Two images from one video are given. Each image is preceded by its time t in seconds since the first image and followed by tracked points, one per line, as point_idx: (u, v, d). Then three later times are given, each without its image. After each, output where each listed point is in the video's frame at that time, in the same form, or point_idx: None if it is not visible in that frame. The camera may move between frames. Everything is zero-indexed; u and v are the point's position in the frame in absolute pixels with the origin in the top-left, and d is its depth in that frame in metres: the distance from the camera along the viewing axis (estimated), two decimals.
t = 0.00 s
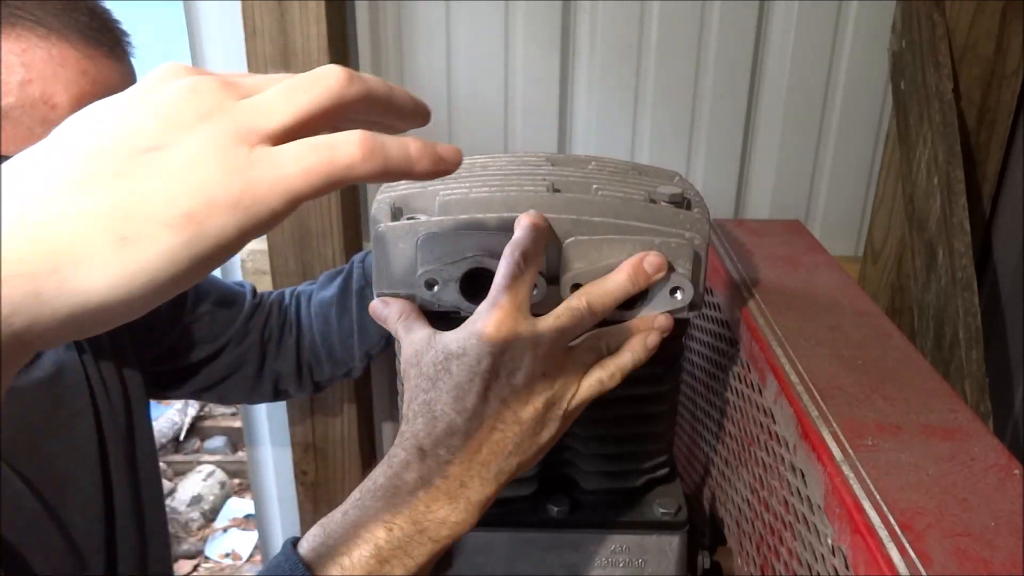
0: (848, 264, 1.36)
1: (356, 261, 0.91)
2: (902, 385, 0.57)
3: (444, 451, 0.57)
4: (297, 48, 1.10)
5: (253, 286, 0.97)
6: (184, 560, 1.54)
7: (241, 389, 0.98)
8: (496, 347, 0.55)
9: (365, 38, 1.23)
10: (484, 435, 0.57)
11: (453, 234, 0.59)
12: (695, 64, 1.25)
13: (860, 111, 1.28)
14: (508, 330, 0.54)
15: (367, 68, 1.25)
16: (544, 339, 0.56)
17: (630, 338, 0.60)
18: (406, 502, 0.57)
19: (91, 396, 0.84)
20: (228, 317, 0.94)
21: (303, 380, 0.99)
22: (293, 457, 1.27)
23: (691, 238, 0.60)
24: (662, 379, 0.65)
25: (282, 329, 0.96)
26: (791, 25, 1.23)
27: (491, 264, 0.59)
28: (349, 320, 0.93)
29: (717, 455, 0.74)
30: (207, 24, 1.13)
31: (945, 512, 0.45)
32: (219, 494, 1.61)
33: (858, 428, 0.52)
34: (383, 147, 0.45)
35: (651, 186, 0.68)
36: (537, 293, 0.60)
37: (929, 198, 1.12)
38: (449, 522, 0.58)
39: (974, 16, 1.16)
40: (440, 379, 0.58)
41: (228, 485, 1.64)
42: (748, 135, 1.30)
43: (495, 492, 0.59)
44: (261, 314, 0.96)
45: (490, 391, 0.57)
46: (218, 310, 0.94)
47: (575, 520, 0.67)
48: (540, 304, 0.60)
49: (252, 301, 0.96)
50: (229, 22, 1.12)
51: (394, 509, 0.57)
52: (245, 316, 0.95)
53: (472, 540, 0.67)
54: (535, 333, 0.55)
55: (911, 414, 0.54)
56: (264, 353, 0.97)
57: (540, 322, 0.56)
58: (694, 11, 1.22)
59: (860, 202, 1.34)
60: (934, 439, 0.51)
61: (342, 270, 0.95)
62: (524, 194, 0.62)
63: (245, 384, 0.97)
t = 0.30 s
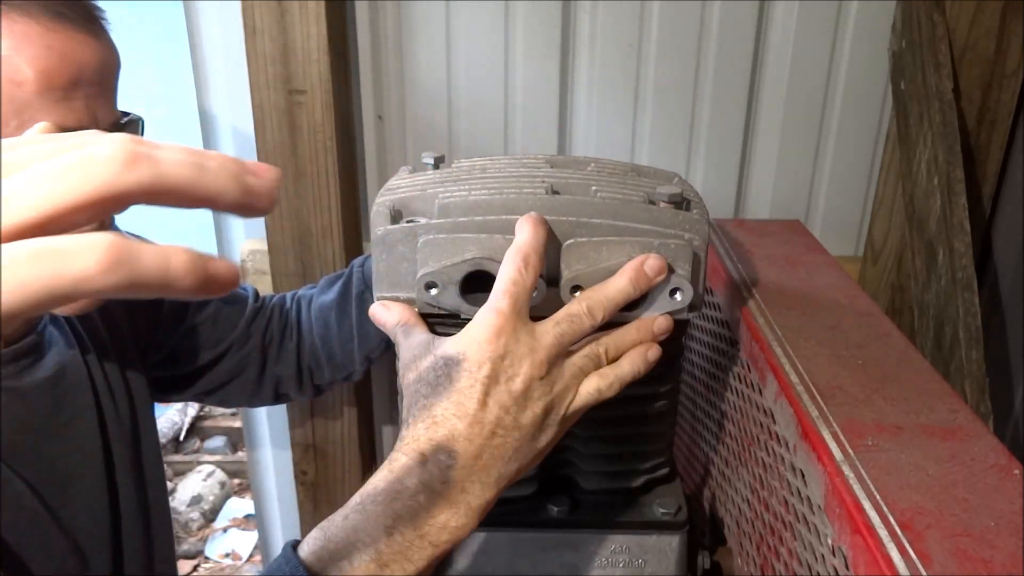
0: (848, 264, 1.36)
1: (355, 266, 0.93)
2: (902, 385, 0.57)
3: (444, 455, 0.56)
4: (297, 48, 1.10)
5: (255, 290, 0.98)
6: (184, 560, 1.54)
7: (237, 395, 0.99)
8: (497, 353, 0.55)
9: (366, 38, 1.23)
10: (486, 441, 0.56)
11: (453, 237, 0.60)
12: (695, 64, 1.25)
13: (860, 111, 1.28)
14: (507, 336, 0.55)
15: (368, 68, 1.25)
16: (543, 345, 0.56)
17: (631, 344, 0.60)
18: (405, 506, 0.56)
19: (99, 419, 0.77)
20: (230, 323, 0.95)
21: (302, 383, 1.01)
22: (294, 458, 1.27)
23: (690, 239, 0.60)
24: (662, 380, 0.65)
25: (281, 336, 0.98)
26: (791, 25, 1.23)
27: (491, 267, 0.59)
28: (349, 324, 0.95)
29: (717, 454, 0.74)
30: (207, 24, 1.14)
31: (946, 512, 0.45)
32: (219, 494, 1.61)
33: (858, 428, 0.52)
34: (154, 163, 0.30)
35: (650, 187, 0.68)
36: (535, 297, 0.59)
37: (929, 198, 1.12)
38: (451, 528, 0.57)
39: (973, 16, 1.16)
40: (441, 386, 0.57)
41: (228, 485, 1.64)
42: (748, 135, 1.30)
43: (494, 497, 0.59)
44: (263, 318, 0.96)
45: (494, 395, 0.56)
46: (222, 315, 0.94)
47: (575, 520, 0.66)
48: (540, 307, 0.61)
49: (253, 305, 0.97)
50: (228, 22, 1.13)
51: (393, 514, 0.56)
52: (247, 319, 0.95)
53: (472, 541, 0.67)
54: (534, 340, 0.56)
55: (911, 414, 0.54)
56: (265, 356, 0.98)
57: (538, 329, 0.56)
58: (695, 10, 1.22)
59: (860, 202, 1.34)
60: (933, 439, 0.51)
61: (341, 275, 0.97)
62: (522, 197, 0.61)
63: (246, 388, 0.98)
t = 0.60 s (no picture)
0: (849, 264, 1.36)
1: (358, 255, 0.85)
2: (901, 385, 0.57)
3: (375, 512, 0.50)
4: (297, 49, 1.10)
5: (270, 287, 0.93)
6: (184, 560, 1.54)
7: (259, 389, 0.93)
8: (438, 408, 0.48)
9: (365, 39, 1.23)
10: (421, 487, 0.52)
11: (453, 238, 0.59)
12: (696, 63, 1.25)
13: (860, 110, 1.28)
14: (452, 386, 0.48)
15: (367, 68, 1.25)
16: (490, 384, 0.50)
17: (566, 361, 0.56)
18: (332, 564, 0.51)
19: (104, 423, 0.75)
20: (244, 319, 0.90)
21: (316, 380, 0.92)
22: (293, 458, 1.27)
23: (690, 239, 0.60)
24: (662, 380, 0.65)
25: (293, 333, 0.91)
26: (791, 25, 1.23)
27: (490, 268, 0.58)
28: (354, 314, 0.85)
29: (717, 455, 0.74)
30: (207, 25, 1.13)
31: (946, 512, 0.45)
32: (219, 494, 1.61)
33: (858, 428, 0.52)
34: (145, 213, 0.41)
35: (651, 187, 0.68)
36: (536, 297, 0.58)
37: (930, 198, 1.12)
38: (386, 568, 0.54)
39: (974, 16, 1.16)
40: (361, 445, 0.49)
41: (228, 484, 1.64)
42: (748, 135, 1.30)
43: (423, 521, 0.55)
44: (276, 314, 0.91)
45: (436, 440, 0.50)
46: (236, 311, 0.90)
47: (575, 520, 0.66)
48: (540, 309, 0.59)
49: (267, 300, 0.92)
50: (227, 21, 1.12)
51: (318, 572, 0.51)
52: (261, 314, 0.90)
53: (472, 540, 0.67)
54: (479, 380, 0.49)
55: (911, 415, 0.54)
56: (277, 352, 0.91)
57: (482, 368, 0.50)
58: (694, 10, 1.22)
59: (860, 202, 1.34)
60: (933, 439, 0.51)
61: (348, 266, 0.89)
62: (522, 197, 0.61)
63: (259, 387, 0.92)
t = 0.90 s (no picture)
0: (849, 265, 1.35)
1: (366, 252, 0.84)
2: (901, 385, 0.57)
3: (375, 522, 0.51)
4: (297, 49, 1.10)
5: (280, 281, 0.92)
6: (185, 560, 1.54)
7: (268, 384, 0.91)
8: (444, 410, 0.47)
9: (365, 38, 1.23)
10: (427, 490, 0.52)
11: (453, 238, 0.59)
12: (696, 63, 1.25)
13: (860, 110, 1.28)
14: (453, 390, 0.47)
15: (367, 68, 1.25)
16: (489, 381, 0.49)
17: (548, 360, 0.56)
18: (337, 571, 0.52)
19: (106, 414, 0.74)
20: (255, 313, 0.89)
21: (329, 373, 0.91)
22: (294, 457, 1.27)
23: (690, 239, 0.60)
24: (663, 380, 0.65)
25: (302, 330, 0.90)
26: (792, 25, 1.23)
27: (490, 268, 0.58)
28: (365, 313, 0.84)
29: (717, 455, 0.74)
30: (207, 25, 1.13)
31: (946, 512, 0.45)
32: (219, 493, 1.61)
33: (858, 428, 0.52)
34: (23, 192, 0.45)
35: (651, 187, 0.68)
36: (536, 297, 0.58)
37: (930, 198, 1.12)
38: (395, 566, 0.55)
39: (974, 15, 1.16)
40: (364, 454, 0.48)
41: (229, 484, 1.64)
42: (748, 135, 1.30)
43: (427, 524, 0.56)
44: (286, 309, 0.90)
45: (440, 443, 0.49)
46: (246, 306, 0.89)
47: (575, 520, 0.66)
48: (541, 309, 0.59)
49: (278, 295, 0.91)
50: (227, 21, 1.12)
51: None
52: (272, 308, 0.89)
53: (472, 539, 0.67)
54: (477, 378, 0.49)
55: (911, 415, 0.54)
56: (289, 345, 0.90)
57: (477, 365, 0.49)
58: (695, 10, 1.22)
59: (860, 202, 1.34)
60: (933, 439, 0.51)
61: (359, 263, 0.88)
62: (523, 197, 0.61)
63: (270, 382, 0.91)
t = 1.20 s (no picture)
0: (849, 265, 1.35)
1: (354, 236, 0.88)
2: (901, 385, 0.57)
3: (460, 332, 0.48)
4: (297, 49, 1.10)
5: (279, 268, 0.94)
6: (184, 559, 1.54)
7: (270, 370, 0.94)
8: (539, 219, 0.49)
9: (365, 38, 1.23)
10: (521, 316, 0.49)
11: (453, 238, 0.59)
12: (696, 63, 1.25)
13: (860, 110, 1.28)
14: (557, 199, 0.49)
15: (367, 68, 1.25)
16: (598, 214, 0.50)
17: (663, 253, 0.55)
18: (416, 400, 0.49)
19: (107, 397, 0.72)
20: (256, 300, 0.91)
21: (330, 358, 0.94)
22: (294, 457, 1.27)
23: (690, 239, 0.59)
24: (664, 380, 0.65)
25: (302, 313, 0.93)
26: (792, 25, 1.23)
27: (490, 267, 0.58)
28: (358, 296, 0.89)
29: (717, 455, 0.74)
30: (207, 25, 1.13)
31: (946, 512, 0.45)
32: (219, 493, 1.61)
33: (858, 428, 0.52)
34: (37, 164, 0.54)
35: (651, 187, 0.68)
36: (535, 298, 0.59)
37: (929, 198, 1.12)
38: (474, 433, 0.49)
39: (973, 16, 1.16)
40: (468, 252, 0.50)
41: (228, 484, 1.64)
42: (748, 135, 1.30)
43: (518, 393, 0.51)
44: (285, 296, 0.92)
45: (535, 248, 0.49)
46: (245, 295, 0.90)
47: (575, 520, 0.66)
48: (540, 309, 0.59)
49: (276, 283, 0.92)
50: (227, 22, 1.13)
51: (398, 414, 0.49)
52: (271, 297, 0.91)
53: (472, 539, 0.67)
54: (589, 207, 0.50)
55: (911, 415, 0.54)
56: (290, 332, 0.93)
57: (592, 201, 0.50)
58: (695, 10, 1.22)
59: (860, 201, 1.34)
60: (933, 439, 0.51)
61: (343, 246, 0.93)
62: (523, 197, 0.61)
63: (275, 368, 0.93)
